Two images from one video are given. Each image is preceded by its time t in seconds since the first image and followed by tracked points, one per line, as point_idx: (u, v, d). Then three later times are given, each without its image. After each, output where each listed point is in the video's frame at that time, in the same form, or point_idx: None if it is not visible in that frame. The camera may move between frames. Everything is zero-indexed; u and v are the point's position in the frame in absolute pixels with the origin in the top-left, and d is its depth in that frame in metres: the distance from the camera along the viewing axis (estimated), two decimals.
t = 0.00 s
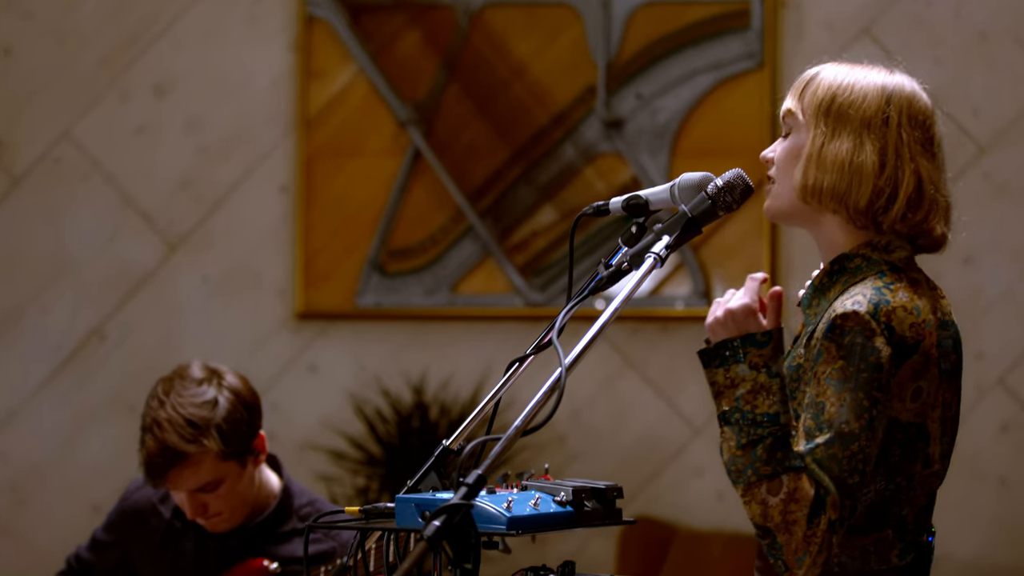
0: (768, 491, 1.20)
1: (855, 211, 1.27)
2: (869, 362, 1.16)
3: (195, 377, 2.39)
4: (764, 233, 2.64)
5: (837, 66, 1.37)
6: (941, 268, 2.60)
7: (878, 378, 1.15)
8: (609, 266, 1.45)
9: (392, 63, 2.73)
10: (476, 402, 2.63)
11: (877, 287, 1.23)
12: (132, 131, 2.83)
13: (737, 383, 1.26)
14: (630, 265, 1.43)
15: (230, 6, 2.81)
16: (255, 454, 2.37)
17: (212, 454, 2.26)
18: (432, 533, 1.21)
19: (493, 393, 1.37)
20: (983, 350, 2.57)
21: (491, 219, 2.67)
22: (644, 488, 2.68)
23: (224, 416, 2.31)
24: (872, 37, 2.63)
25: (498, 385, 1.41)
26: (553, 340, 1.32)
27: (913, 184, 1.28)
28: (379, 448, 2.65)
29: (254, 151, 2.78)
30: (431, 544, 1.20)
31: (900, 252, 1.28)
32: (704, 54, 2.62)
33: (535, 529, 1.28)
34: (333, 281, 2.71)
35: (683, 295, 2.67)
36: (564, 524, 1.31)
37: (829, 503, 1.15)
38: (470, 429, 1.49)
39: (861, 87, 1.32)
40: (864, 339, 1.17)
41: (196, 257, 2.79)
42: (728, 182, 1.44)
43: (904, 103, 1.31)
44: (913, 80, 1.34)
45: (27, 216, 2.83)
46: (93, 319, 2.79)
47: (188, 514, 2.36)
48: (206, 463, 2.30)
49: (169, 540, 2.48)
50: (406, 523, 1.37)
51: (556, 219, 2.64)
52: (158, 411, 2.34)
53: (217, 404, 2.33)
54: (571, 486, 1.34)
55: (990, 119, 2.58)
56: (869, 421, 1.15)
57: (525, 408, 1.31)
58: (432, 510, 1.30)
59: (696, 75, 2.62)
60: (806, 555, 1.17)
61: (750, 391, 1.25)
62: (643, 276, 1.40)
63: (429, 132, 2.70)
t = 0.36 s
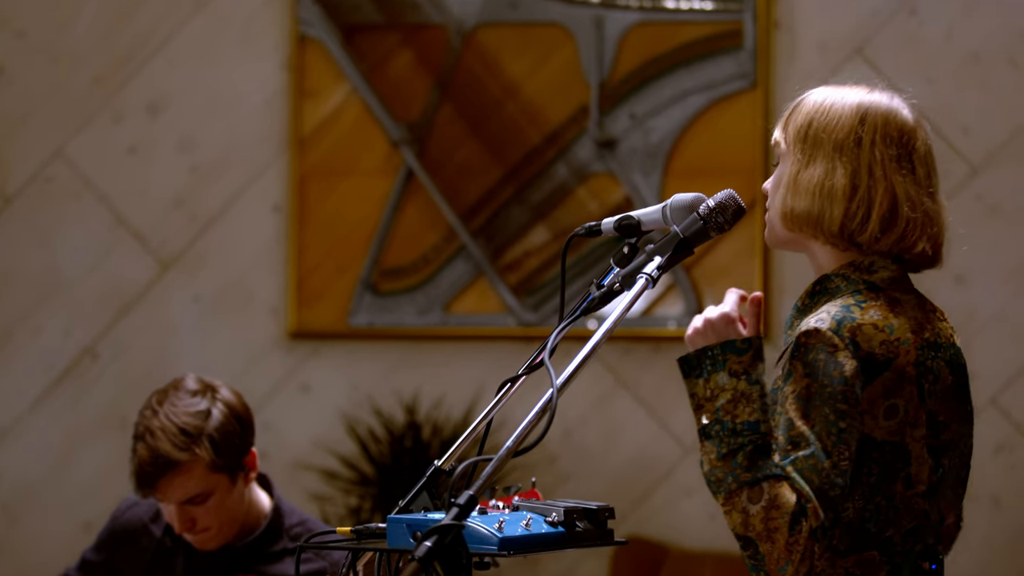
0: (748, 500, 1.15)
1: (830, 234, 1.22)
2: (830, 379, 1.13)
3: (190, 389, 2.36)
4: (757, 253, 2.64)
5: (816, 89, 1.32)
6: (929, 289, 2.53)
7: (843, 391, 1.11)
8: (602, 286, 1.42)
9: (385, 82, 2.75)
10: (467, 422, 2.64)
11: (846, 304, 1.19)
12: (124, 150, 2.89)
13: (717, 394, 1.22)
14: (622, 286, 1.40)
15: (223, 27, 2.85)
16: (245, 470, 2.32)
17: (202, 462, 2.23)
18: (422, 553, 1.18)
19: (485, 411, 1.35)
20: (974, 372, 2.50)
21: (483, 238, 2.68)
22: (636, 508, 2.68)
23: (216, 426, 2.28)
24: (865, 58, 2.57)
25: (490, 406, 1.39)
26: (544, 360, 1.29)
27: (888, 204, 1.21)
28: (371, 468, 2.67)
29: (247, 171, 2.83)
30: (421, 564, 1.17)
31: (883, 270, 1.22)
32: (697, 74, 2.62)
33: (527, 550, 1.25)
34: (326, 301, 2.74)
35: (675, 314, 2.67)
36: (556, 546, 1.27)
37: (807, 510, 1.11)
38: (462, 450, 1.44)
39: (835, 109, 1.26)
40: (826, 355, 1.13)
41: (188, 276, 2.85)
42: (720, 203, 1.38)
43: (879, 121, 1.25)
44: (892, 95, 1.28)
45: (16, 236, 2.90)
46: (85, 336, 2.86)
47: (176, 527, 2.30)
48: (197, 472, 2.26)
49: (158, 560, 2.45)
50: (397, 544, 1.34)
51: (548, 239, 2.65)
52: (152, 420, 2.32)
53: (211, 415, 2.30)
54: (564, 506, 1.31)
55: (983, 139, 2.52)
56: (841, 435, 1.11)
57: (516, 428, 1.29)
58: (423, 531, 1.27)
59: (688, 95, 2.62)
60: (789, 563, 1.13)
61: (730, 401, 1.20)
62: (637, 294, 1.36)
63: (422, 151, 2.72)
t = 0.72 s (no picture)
0: (728, 506, 1.13)
1: (810, 248, 1.22)
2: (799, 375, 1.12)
3: (181, 403, 2.34)
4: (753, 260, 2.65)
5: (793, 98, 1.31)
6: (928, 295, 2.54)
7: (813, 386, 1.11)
8: (597, 293, 1.42)
9: (380, 89, 2.75)
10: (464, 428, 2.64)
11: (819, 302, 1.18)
12: (121, 158, 2.89)
13: (687, 409, 1.19)
14: (618, 293, 1.40)
15: (221, 34, 2.86)
16: (241, 479, 2.31)
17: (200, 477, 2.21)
18: (419, 559, 1.18)
19: (482, 418, 1.36)
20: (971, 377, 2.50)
21: (480, 245, 2.69)
22: (633, 514, 2.68)
23: (211, 439, 2.26)
24: (860, 64, 2.58)
25: (487, 412, 1.39)
26: (540, 367, 1.30)
27: (865, 211, 1.20)
28: (368, 475, 2.67)
29: (242, 178, 2.84)
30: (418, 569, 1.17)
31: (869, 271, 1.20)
32: (693, 81, 2.63)
33: (523, 556, 1.25)
34: (323, 307, 2.75)
35: (671, 321, 2.67)
36: (553, 552, 1.28)
37: (787, 508, 1.09)
38: (459, 456, 1.44)
39: (808, 119, 1.25)
40: (795, 352, 1.13)
41: (185, 283, 2.85)
42: (715, 209, 1.38)
43: (851, 126, 1.23)
44: (866, 94, 1.25)
45: (13, 243, 2.90)
46: (83, 344, 2.87)
47: (176, 541, 2.28)
48: (195, 486, 2.24)
49: (154, 568, 2.44)
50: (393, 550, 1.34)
51: (545, 245, 2.66)
52: (143, 438, 2.28)
53: (204, 428, 2.28)
54: (561, 512, 1.31)
55: (979, 145, 2.53)
56: (814, 430, 1.10)
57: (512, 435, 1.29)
58: (420, 536, 1.27)
59: (684, 102, 2.63)
60: (777, 566, 1.10)
61: (701, 413, 1.18)
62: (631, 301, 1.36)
63: (418, 158, 2.73)
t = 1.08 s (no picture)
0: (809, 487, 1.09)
1: (828, 248, 1.20)
2: (853, 356, 1.10)
3: (180, 402, 2.33)
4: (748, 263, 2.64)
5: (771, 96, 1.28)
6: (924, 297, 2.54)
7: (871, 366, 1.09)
8: (593, 296, 1.42)
9: (375, 92, 2.75)
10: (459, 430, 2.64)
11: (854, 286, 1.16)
12: (117, 161, 2.89)
13: (749, 392, 1.13)
14: (613, 296, 1.40)
15: (217, 37, 2.86)
16: (240, 479, 2.29)
17: (198, 477, 2.20)
18: (414, 562, 1.18)
19: (477, 420, 1.36)
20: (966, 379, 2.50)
21: (475, 249, 2.69)
22: (628, 517, 2.67)
23: (209, 439, 2.25)
24: (856, 66, 2.59)
25: (482, 415, 1.39)
26: (535, 370, 1.30)
27: (877, 204, 1.19)
28: (363, 478, 2.67)
29: (237, 181, 2.84)
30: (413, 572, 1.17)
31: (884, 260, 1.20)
32: (688, 84, 2.63)
33: (519, 559, 1.25)
34: (317, 311, 2.74)
35: (666, 324, 2.67)
36: (547, 556, 1.27)
37: (867, 486, 1.06)
38: (455, 459, 1.44)
39: (801, 117, 1.23)
40: (846, 333, 1.10)
41: (180, 286, 2.85)
42: (710, 212, 1.38)
43: (848, 120, 1.21)
44: (851, 84, 1.24)
45: (7, 247, 2.90)
46: (78, 348, 2.86)
47: (176, 542, 2.27)
48: (193, 486, 2.23)
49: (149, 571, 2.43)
50: (389, 553, 1.34)
51: (540, 249, 2.66)
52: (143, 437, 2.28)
53: (202, 428, 2.27)
54: (555, 516, 1.31)
55: (974, 147, 2.53)
56: (876, 410, 1.08)
57: (507, 438, 1.29)
58: (416, 539, 1.27)
59: (679, 105, 2.63)
60: (861, 546, 1.07)
61: (765, 396, 1.12)
62: (626, 306, 1.36)
63: (413, 160, 2.73)
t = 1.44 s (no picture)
0: (949, 508, 1.08)
1: (863, 271, 1.23)
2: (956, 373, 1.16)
3: (176, 403, 2.33)
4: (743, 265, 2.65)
5: (791, 114, 1.29)
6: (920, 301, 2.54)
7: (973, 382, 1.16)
8: (587, 299, 1.42)
9: (371, 94, 2.75)
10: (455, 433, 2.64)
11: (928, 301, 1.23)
12: (113, 164, 2.88)
13: (894, 411, 1.09)
14: (608, 298, 1.40)
15: (212, 40, 2.86)
16: (232, 483, 2.29)
17: (189, 476, 2.19)
18: (410, 565, 1.17)
19: (472, 423, 1.35)
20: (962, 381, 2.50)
21: (470, 251, 2.69)
22: (624, 520, 2.67)
23: (204, 440, 2.25)
24: (852, 70, 2.59)
25: (477, 418, 1.39)
26: (531, 373, 1.30)
27: (908, 227, 1.24)
28: (358, 481, 2.67)
29: (232, 184, 2.83)
30: None
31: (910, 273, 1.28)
32: (683, 87, 2.63)
33: (514, 562, 1.25)
34: (312, 314, 2.74)
35: (662, 326, 2.67)
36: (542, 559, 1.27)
37: (988, 505, 1.12)
38: (450, 462, 1.44)
39: (832, 140, 1.25)
40: (952, 348, 1.16)
41: (176, 289, 2.84)
42: (705, 215, 1.39)
43: (874, 144, 1.25)
44: (869, 105, 1.28)
45: (4, 250, 2.89)
46: (74, 351, 2.86)
47: (164, 542, 2.26)
48: (185, 486, 2.22)
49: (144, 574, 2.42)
50: (383, 557, 1.33)
51: (535, 251, 2.66)
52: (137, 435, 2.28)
53: (198, 428, 2.26)
54: (550, 519, 1.31)
55: (969, 151, 2.54)
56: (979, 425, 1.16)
57: (503, 440, 1.29)
58: (412, 542, 1.26)
59: (674, 107, 2.64)
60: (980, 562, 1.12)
61: (910, 415, 1.09)
62: (621, 309, 1.36)
63: (408, 164, 2.73)
